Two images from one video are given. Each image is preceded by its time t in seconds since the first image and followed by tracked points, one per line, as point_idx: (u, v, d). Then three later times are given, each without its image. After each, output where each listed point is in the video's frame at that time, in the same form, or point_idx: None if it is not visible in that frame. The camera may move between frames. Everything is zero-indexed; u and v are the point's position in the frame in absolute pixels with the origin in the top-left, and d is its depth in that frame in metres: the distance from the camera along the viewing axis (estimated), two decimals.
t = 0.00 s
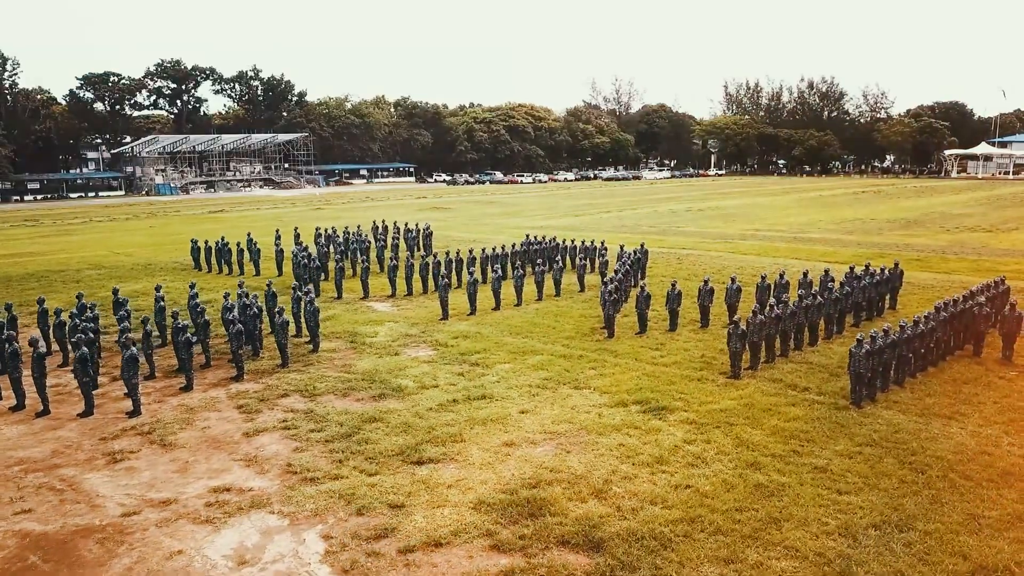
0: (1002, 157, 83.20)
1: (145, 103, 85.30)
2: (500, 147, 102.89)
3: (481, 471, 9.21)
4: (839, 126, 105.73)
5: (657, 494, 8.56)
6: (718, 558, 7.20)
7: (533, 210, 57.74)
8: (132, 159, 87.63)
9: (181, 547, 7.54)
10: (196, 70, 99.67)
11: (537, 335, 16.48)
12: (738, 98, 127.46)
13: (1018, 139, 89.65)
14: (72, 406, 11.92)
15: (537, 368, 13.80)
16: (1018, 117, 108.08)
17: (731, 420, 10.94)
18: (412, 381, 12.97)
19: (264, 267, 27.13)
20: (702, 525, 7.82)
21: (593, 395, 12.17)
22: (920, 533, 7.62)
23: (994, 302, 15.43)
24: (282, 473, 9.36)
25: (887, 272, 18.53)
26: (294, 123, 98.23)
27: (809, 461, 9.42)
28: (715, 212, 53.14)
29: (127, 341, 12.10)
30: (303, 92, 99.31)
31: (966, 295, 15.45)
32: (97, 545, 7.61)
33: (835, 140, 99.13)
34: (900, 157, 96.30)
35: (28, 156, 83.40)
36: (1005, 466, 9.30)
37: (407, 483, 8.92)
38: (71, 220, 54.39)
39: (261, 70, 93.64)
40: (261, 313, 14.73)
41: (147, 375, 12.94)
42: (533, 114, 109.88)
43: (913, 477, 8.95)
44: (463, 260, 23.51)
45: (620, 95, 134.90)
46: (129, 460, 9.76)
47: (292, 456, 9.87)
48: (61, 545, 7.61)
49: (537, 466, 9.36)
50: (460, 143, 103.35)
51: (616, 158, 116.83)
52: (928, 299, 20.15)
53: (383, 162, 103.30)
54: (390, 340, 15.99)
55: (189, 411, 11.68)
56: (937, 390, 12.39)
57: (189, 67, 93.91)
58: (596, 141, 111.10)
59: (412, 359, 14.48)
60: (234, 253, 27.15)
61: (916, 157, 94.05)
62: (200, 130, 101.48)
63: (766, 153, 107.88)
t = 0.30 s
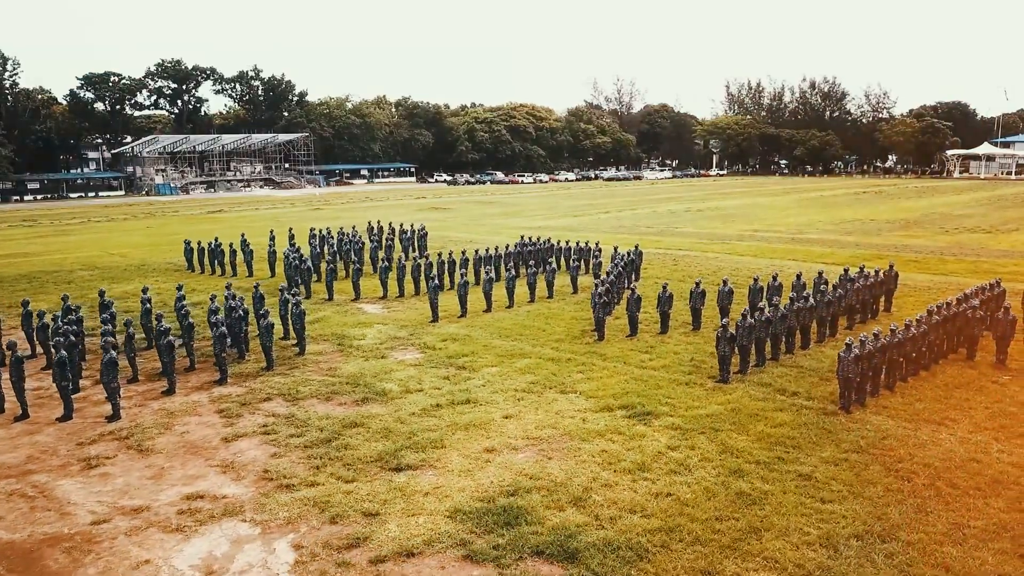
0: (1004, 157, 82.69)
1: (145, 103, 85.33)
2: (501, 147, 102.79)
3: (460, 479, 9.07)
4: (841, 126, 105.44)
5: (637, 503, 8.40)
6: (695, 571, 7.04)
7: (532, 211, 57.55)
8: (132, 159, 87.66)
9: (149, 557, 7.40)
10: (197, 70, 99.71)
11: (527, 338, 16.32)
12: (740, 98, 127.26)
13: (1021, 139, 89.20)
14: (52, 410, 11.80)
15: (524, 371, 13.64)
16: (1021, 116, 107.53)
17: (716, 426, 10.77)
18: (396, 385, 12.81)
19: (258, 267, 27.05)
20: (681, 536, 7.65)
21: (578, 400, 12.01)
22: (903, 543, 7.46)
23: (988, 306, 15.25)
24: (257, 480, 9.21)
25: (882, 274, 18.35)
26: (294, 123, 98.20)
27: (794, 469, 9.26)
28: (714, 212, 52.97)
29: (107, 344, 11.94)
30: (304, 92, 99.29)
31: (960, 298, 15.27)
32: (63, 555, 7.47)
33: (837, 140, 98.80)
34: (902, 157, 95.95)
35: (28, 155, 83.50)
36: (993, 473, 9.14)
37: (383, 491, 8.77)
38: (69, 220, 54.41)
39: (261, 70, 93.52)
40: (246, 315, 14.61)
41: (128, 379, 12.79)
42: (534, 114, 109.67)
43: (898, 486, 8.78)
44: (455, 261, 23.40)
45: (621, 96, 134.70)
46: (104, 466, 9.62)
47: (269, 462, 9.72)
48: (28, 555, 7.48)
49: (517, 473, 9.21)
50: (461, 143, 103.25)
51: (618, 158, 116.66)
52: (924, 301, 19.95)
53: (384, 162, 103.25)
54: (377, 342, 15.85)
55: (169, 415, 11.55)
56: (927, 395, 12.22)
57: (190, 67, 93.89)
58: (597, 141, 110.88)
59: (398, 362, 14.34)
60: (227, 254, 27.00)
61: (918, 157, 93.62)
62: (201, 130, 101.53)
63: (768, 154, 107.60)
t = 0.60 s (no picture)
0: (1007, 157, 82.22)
1: (146, 103, 85.41)
2: (503, 147, 102.74)
3: (438, 485, 8.95)
4: (843, 126, 105.17)
5: (616, 509, 8.27)
6: None
7: (530, 211, 57.43)
8: (133, 159, 87.72)
9: (117, 565, 7.29)
10: (198, 71, 99.75)
11: (517, 339, 16.18)
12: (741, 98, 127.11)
13: None
14: (33, 413, 11.70)
15: (511, 374, 13.51)
16: None
17: (701, 430, 10.64)
18: (381, 388, 12.69)
19: (252, 268, 27.03)
20: (659, 544, 7.53)
21: (563, 403, 11.88)
22: (884, 553, 7.32)
23: (981, 308, 15.09)
24: (234, 485, 9.08)
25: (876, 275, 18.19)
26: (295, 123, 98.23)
27: (777, 475, 9.13)
28: (714, 213, 52.88)
29: (88, 346, 11.83)
30: (305, 92, 99.32)
31: (954, 299, 15.10)
32: (30, 563, 7.36)
33: (839, 140, 98.46)
34: (904, 157, 95.59)
35: (29, 156, 83.67)
36: (980, 480, 8.99)
37: (359, 497, 8.65)
38: (68, 220, 54.44)
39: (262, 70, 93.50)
40: (233, 318, 14.51)
41: (110, 382, 12.68)
42: (535, 113, 109.63)
43: (883, 493, 8.64)
44: (448, 262, 23.27)
45: (623, 95, 134.51)
46: (80, 471, 9.51)
47: (247, 468, 9.60)
48: None
49: (496, 479, 9.09)
50: (462, 143, 103.17)
51: (619, 158, 116.52)
52: (919, 303, 19.81)
53: (385, 163, 103.25)
54: (365, 345, 15.75)
55: (150, 419, 11.44)
56: (917, 399, 12.08)
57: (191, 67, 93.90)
58: (599, 141, 110.70)
59: (385, 364, 14.23)
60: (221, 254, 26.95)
61: (920, 157, 93.29)
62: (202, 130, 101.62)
63: (769, 153, 107.41)
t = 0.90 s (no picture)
0: (1009, 156, 81.79)
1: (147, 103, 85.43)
2: (504, 147, 102.63)
3: (416, 490, 8.85)
4: (845, 125, 104.88)
5: (594, 515, 8.17)
6: None
7: (529, 211, 57.27)
8: (134, 159, 87.77)
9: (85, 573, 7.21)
10: (199, 70, 99.75)
11: (506, 341, 16.07)
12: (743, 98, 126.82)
13: None
14: (14, 416, 11.62)
15: (498, 377, 13.41)
16: None
17: (685, 435, 10.53)
18: (365, 391, 12.59)
19: (246, 269, 27.00)
20: (636, 551, 7.43)
21: (548, 407, 11.77)
22: (864, 562, 7.20)
23: (973, 311, 14.97)
24: (210, 490, 8.99)
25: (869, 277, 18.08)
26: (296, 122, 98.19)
27: (759, 480, 9.03)
28: (713, 213, 52.72)
29: (70, 350, 11.74)
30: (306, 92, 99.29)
31: (946, 302, 14.98)
32: None
33: (841, 140, 98.13)
34: (906, 156, 95.27)
35: (30, 156, 83.79)
36: (965, 486, 8.87)
37: (335, 502, 8.56)
38: (67, 220, 54.46)
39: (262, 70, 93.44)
40: (219, 320, 14.42)
41: (94, 385, 12.60)
42: (537, 113, 109.53)
43: (865, 499, 8.53)
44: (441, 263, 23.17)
45: (625, 95, 134.29)
46: (57, 475, 9.43)
47: (224, 472, 9.51)
48: None
49: (474, 484, 8.99)
50: (463, 143, 103.07)
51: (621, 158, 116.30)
52: (914, 304, 19.64)
53: (386, 162, 103.23)
54: (353, 347, 15.67)
55: (132, 422, 11.36)
56: (906, 403, 11.96)
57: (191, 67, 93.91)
58: (600, 141, 110.58)
59: (372, 367, 14.12)
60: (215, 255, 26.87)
61: (923, 157, 92.93)
62: (203, 130, 101.66)
63: (771, 153, 107.14)
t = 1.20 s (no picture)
0: (1012, 156, 81.48)
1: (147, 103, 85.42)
2: (505, 147, 102.59)
3: (392, 495, 8.77)
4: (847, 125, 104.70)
5: (570, 522, 8.07)
6: None
7: (528, 211, 57.17)
8: (134, 158, 87.85)
9: None
10: (200, 70, 99.78)
11: (494, 344, 15.97)
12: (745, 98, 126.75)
13: None
14: None
15: (483, 379, 13.31)
16: None
17: (668, 438, 10.43)
18: (349, 394, 12.51)
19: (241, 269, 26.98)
20: (610, 558, 7.35)
21: (532, 410, 11.67)
22: (839, 570, 7.12)
23: (964, 313, 14.86)
24: (185, 495, 8.92)
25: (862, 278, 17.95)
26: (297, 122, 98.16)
27: (740, 486, 8.93)
28: (713, 213, 52.62)
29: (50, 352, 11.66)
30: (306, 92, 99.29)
31: (938, 304, 14.86)
32: None
33: (843, 140, 97.92)
34: (908, 156, 95.09)
35: (32, 156, 83.91)
36: (947, 491, 8.77)
37: (310, 507, 8.47)
38: (66, 220, 54.48)
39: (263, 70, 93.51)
40: (205, 321, 14.33)
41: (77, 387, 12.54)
42: (538, 113, 109.46)
43: (845, 504, 8.43)
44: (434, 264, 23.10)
45: (626, 94, 134.27)
46: (33, 479, 9.37)
47: (201, 476, 9.44)
48: None
49: (452, 489, 8.89)
50: (464, 143, 103.07)
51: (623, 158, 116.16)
52: (907, 305, 19.53)
53: (387, 162, 103.27)
54: (340, 349, 15.60)
55: (113, 424, 11.30)
56: (893, 406, 11.85)
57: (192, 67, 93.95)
58: (602, 141, 110.53)
59: (357, 369, 14.05)
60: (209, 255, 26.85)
61: (925, 156, 92.69)
62: (204, 130, 101.75)
63: (773, 153, 106.98)
